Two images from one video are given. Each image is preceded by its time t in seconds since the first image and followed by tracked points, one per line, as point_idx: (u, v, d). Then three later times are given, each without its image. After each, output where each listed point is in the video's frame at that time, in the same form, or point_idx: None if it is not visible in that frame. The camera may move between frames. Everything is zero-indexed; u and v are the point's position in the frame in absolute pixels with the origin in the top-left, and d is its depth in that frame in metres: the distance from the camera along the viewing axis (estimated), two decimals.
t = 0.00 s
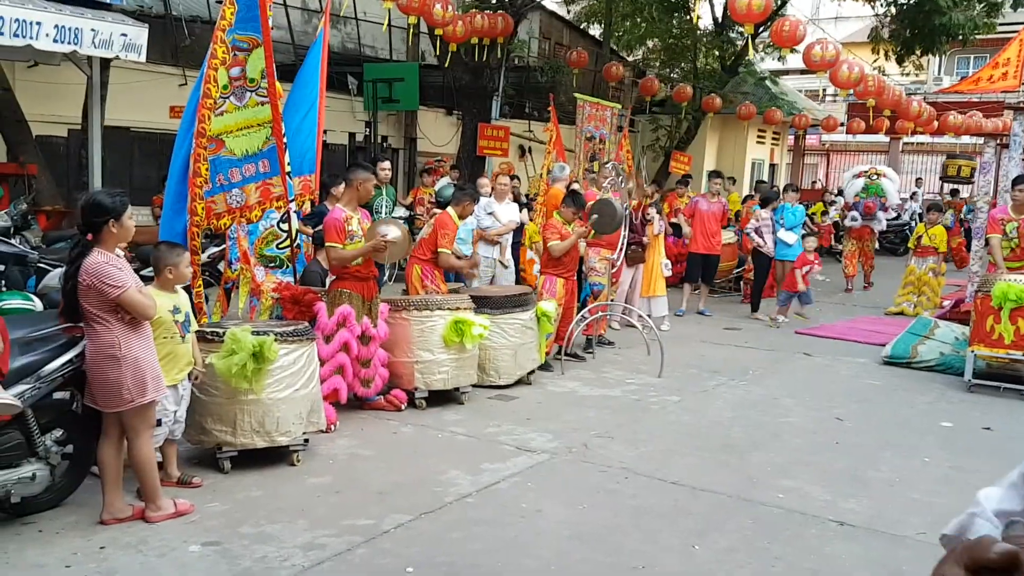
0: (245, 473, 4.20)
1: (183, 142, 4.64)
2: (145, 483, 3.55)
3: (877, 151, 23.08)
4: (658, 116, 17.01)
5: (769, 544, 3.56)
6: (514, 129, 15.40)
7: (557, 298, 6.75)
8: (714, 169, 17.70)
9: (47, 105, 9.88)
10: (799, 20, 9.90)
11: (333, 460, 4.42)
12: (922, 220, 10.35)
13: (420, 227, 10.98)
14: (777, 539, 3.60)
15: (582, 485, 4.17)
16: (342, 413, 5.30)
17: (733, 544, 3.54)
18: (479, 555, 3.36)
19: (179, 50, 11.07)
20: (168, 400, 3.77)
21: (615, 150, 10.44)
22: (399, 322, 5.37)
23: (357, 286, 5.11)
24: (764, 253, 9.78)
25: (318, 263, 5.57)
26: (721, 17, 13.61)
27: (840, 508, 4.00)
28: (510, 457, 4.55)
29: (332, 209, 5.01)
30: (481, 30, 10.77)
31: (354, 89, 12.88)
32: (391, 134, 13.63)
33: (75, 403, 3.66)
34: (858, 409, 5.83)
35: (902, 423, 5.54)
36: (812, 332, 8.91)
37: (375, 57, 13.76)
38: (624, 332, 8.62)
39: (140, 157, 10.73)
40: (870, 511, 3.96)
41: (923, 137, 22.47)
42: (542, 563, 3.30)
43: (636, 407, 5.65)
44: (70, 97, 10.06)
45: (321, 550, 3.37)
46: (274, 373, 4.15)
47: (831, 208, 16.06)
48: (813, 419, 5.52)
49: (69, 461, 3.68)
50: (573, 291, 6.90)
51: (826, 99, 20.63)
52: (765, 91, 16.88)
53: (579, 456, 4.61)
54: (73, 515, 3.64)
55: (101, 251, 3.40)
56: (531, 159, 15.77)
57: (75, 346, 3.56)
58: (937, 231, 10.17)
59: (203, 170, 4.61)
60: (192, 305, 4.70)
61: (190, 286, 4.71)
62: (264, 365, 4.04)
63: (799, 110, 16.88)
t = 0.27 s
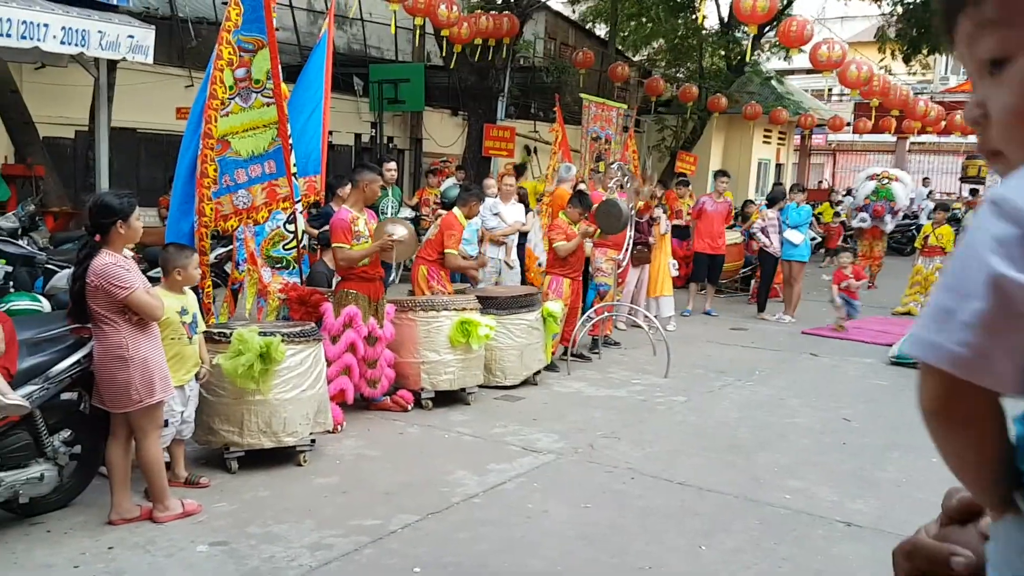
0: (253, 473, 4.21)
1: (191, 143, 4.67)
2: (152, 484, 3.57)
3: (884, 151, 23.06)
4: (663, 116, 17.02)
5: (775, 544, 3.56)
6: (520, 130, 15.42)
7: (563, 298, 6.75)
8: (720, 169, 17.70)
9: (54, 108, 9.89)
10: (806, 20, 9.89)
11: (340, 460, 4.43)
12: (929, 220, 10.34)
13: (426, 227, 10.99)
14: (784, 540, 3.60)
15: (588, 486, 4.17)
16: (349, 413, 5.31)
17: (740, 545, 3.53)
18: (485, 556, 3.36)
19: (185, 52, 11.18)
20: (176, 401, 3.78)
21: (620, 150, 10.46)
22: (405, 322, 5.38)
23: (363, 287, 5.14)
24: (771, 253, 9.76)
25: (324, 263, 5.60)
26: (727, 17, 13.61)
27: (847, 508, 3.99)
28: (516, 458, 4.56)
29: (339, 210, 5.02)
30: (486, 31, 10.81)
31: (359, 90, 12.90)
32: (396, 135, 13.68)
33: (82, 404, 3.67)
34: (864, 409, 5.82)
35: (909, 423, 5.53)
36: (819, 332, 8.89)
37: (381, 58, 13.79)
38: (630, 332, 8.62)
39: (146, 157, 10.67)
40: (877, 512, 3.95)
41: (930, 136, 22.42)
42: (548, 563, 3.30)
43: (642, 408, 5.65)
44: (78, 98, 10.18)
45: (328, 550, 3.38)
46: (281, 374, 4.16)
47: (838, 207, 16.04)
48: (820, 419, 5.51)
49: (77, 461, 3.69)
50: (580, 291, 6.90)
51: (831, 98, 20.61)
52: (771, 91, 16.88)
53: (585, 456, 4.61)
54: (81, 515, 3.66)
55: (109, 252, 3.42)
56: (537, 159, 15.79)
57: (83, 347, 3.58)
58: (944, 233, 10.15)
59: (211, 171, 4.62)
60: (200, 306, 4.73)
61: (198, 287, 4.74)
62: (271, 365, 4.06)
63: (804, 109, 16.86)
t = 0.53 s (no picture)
0: (271, 473, 4.24)
1: (210, 146, 4.69)
2: (172, 484, 3.59)
3: (903, 151, 22.89)
4: (679, 116, 16.99)
5: (794, 546, 3.53)
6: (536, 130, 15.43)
7: (579, 300, 6.72)
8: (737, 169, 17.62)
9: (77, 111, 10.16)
10: (825, 19, 9.83)
11: (357, 461, 4.45)
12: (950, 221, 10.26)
13: (442, 229, 11.01)
14: (803, 542, 3.58)
15: (605, 488, 4.16)
16: (366, 414, 5.32)
17: (759, 547, 3.52)
18: (503, 557, 3.36)
19: (203, 55, 11.27)
20: (195, 402, 3.81)
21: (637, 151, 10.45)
22: (422, 323, 5.39)
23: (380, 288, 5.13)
24: (789, 253, 9.71)
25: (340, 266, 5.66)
26: (745, 17, 13.56)
27: (867, 511, 3.96)
28: (533, 459, 4.56)
29: (356, 211, 5.04)
30: (502, 33, 10.78)
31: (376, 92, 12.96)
32: (412, 137, 13.74)
33: (102, 405, 3.69)
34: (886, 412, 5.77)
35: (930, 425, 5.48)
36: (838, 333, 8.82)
37: (397, 60, 13.84)
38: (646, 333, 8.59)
39: (165, 159, 10.82)
40: (897, 515, 3.91)
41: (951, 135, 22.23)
42: (564, 564, 3.30)
43: (660, 409, 5.64)
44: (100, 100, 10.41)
45: (346, 550, 3.39)
46: (299, 375, 4.19)
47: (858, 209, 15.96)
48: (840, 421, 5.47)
49: (97, 462, 3.73)
50: (596, 292, 6.89)
51: (849, 99, 20.50)
52: (789, 91, 16.79)
53: (602, 458, 4.61)
54: (102, 516, 3.70)
55: (129, 255, 3.46)
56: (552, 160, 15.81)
57: (103, 348, 3.60)
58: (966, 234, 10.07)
59: (230, 173, 4.64)
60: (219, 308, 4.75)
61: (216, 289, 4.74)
62: (289, 366, 4.08)
63: (822, 109, 16.76)
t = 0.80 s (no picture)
0: (303, 472, 4.29)
1: (248, 149, 4.80)
2: (207, 481, 3.65)
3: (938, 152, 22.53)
4: (710, 117, 16.89)
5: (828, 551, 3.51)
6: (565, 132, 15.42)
7: (607, 301, 6.73)
8: (768, 170, 17.48)
9: (112, 114, 10.30)
10: (859, 19, 9.70)
11: (388, 461, 4.48)
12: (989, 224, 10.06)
13: (471, 229, 11.05)
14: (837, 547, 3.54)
15: (636, 490, 4.16)
16: (396, 414, 5.36)
17: (792, 552, 3.49)
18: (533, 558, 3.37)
19: (237, 59, 11.42)
20: (230, 401, 3.87)
21: (667, 152, 10.41)
22: (451, 324, 5.41)
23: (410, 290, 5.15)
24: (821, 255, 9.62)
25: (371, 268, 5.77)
26: (777, 17, 13.46)
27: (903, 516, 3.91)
28: (563, 460, 4.57)
29: (387, 213, 5.08)
30: (532, 34, 10.81)
31: (406, 95, 13.05)
32: (442, 139, 13.81)
33: (140, 403, 3.76)
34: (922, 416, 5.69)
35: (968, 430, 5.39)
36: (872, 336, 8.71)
37: (427, 63, 13.92)
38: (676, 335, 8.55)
39: (200, 162, 11.06)
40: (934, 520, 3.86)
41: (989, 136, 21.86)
42: (595, 566, 3.31)
43: (690, 411, 5.62)
44: (135, 104, 10.55)
45: (378, 549, 3.42)
46: (331, 374, 4.22)
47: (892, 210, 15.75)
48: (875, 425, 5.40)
49: (134, 459, 3.80)
50: (624, 293, 6.87)
51: (883, 99, 20.25)
52: (821, 91, 16.62)
53: (633, 460, 4.60)
54: (139, 512, 3.76)
55: (167, 255, 3.52)
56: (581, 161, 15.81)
57: (141, 347, 3.67)
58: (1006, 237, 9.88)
59: (269, 177, 4.70)
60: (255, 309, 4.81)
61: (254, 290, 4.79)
62: (321, 366, 4.12)
63: (855, 109, 16.57)
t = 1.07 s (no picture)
0: (344, 469, 4.35)
1: (290, 151, 4.90)
2: (251, 477, 3.72)
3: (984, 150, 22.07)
4: (749, 116, 16.75)
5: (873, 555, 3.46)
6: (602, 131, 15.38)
7: (645, 301, 6.69)
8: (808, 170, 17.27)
9: (156, 118, 10.52)
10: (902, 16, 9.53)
11: (428, 460, 4.52)
12: None
13: (507, 230, 11.07)
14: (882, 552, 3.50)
15: (676, 492, 4.15)
16: (435, 413, 5.40)
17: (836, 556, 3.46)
18: (573, 559, 3.38)
19: (277, 61, 11.59)
20: (273, 399, 3.93)
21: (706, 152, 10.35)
22: (489, 324, 5.42)
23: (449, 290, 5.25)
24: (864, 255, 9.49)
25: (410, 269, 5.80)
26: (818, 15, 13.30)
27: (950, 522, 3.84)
28: (601, 461, 4.57)
29: (425, 214, 5.12)
30: (570, 33, 10.82)
31: (443, 96, 13.12)
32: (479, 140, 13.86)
33: (186, 401, 3.83)
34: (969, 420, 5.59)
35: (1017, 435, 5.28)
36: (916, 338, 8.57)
37: (464, 64, 13.99)
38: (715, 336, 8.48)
39: (241, 164, 11.26)
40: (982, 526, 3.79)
41: None
42: (635, 568, 3.30)
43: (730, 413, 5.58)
44: (178, 107, 10.75)
45: (418, 547, 3.45)
46: (371, 373, 4.26)
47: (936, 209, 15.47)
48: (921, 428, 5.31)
49: (181, 456, 3.87)
50: (662, 294, 6.83)
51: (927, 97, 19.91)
52: (863, 89, 16.38)
53: (672, 461, 4.59)
54: (186, 508, 3.84)
55: (212, 255, 3.59)
56: (618, 161, 15.76)
57: (188, 346, 3.74)
58: None
59: (312, 178, 4.85)
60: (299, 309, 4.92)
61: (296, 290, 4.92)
62: (362, 365, 4.16)
63: (898, 108, 16.30)
